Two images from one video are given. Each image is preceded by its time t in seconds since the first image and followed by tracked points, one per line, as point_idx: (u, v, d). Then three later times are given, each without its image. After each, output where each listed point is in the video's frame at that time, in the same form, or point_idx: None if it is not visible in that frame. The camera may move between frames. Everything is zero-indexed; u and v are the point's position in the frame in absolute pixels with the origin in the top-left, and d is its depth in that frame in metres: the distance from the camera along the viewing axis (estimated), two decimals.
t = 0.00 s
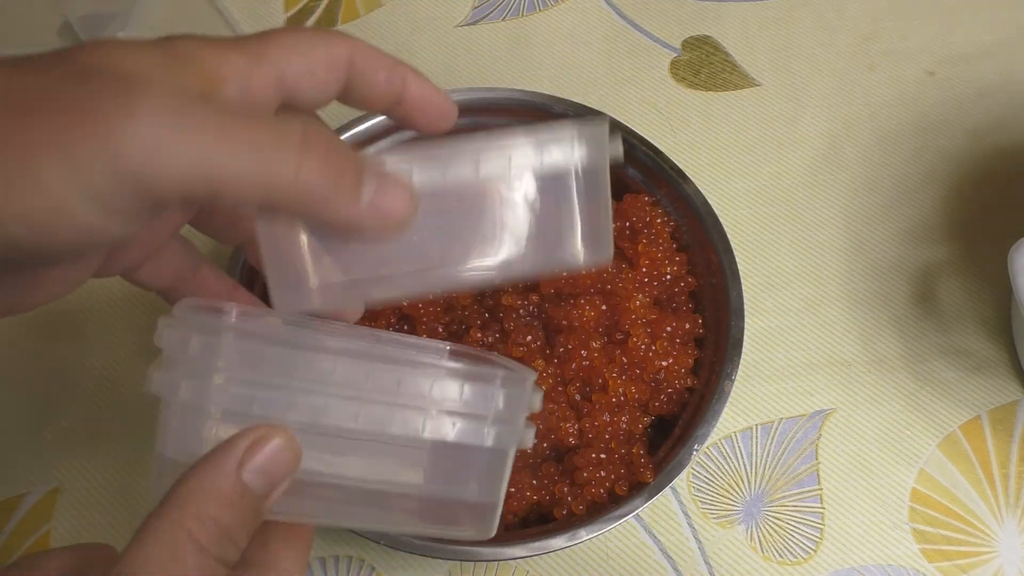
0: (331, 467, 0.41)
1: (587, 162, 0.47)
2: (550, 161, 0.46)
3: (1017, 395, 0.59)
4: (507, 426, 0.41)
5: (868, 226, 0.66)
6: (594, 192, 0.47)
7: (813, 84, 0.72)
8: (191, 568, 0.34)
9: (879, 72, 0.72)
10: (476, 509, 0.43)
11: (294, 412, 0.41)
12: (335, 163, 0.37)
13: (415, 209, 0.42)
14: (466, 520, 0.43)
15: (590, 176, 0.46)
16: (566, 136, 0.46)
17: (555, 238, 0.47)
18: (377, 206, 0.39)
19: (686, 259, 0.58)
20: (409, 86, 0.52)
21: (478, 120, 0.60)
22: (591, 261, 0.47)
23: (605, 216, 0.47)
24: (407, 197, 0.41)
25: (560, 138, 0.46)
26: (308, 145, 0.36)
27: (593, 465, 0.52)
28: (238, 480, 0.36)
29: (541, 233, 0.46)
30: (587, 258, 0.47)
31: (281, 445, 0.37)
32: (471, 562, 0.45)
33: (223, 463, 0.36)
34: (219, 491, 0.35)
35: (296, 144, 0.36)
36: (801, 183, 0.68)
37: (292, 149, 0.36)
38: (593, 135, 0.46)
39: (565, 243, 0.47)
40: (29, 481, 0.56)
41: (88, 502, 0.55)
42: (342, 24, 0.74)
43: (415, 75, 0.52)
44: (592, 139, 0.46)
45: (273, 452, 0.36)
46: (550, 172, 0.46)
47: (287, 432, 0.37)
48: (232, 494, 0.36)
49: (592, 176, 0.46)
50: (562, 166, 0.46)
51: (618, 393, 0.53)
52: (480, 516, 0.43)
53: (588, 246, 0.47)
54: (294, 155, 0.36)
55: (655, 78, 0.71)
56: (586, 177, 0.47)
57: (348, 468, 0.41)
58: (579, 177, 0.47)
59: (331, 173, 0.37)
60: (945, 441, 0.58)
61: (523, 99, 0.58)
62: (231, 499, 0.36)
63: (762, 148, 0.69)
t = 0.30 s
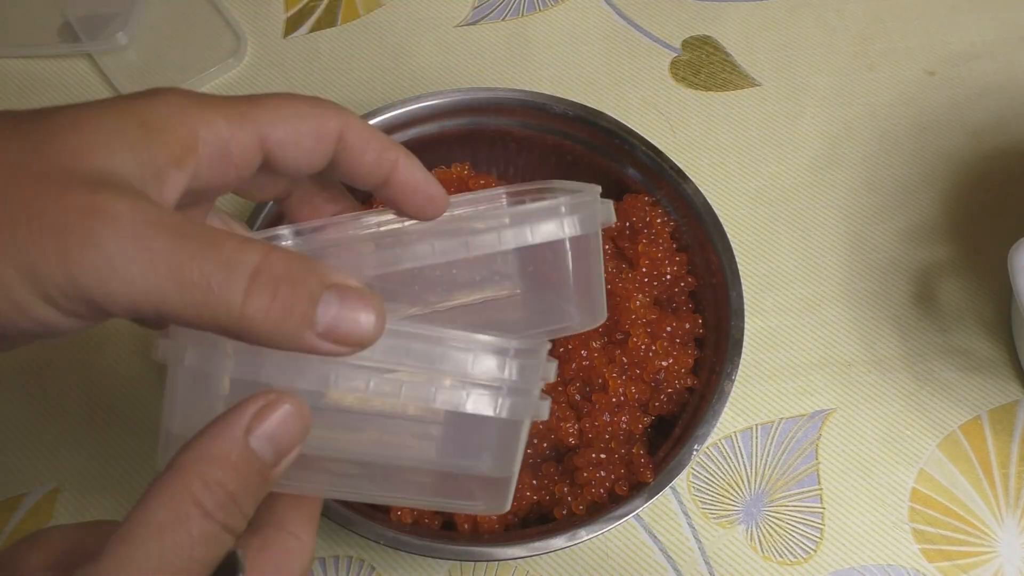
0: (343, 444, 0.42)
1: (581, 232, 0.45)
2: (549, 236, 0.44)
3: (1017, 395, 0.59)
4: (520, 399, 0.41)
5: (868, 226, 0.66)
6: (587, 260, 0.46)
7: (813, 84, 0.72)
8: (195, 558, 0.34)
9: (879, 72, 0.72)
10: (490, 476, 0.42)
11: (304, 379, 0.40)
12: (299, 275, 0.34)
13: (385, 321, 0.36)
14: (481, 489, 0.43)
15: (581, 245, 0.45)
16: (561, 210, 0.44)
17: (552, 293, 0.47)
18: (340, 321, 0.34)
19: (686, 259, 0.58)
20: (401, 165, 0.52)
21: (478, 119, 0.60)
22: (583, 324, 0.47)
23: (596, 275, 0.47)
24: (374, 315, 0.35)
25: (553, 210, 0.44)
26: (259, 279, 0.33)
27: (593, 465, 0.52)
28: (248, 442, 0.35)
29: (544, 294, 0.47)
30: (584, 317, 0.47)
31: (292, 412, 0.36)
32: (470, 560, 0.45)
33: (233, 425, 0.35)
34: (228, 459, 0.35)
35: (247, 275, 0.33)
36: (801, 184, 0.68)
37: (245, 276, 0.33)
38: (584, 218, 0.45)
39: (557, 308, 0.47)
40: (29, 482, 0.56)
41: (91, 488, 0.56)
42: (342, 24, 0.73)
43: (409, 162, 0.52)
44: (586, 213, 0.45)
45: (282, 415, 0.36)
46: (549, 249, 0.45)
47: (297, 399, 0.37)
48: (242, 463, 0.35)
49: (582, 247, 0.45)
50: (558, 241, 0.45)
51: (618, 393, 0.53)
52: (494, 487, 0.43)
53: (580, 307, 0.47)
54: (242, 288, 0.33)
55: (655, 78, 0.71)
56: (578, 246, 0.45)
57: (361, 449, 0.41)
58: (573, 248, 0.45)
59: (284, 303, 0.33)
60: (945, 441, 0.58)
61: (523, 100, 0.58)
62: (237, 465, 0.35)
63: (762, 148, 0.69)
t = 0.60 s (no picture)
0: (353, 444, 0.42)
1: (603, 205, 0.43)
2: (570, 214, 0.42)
3: (1017, 395, 0.59)
4: (534, 396, 0.41)
5: (869, 226, 0.66)
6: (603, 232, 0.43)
7: (813, 84, 0.72)
8: (211, 559, 0.34)
9: (879, 72, 0.72)
10: (503, 475, 0.43)
11: (318, 392, 0.40)
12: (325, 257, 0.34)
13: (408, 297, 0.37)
14: (494, 480, 0.43)
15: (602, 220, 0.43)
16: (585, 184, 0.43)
17: (569, 274, 0.43)
18: (367, 296, 0.36)
19: (686, 259, 0.58)
20: (415, 143, 0.52)
21: (478, 120, 0.60)
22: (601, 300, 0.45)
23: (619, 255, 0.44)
24: (400, 291, 0.37)
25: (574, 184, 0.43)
26: (293, 259, 0.34)
27: (593, 465, 0.52)
28: (270, 451, 0.36)
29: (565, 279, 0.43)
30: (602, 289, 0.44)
31: (312, 425, 0.37)
32: (469, 560, 0.45)
33: (254, 436, 0.36)
34: (250, 467, 0.35)
35: (282, 254, 0.33)
36: (801, 184, 0.68)
37: (279, 257, 0.33)
38: (606, 193, 0.43)
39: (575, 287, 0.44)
40: (30, 481, 0.56)
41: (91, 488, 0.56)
42: (341, 24, 0.73)
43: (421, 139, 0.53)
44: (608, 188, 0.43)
45: (304, 428, 0.37)
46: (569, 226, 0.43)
47: (318, 415, 0.38)
48: (261, 471, 0.36)
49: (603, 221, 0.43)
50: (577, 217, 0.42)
51: (618, 393, 0.53)
52: (510, 480, 0.43)
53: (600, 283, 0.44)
54: (274, 270, 0.33)
55: (655, 78, 0.71)
56: (599, 222, 0.43)
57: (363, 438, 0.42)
58: (593, 224, 0.43)
59: (315, 280, 0.34)
60: (945, 441, 0.58)
61: (524, 100, 0.58)
62: (258, 474, 0.36)
63: (762, 148, 0.69)
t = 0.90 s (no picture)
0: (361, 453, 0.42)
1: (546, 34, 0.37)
2: (515, 10, 0.36)
3: (1017, 395, 0.59)
4: (548, 458, 0.40)
5: (869, 226, 0.66)
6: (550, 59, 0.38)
7: (813, 85, 0.72)
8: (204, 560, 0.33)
9: (879, 72, 0.72)
10: (519, 499, 0.42)
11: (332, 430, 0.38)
12: None
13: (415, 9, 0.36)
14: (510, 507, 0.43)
15: (548, 44, 0.37)
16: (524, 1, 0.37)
17: (519, 100, 0.39)
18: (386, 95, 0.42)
19: (686, 259, 0.58)
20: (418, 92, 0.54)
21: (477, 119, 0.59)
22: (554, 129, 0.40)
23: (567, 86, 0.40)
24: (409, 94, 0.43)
25: None
26: None
27: (593, 465, 0.52)
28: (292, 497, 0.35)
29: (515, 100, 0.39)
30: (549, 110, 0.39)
31: (332, 465, 0.36)
32: (469, 561, 0.45)
33: (276, 471, 0.35)
34: (268, 508, 0.35)
35: None
36: (801, 183, 0.68)
37: None
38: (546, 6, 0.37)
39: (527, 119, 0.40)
40: (29, 480, 0.56)
41: (98, 504, 0.55)
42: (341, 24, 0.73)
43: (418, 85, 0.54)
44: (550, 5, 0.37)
45: (328, 471, 0.36)
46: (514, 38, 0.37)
47: (336, 455, 0.37)
48: (279, 512, 0.35)
49: (545, 45, 0.37)
50: (530, 33, 0.36)
51: (618, 393, 0.53)
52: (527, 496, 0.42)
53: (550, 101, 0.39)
54: None
55: (655, 78, 0.71)
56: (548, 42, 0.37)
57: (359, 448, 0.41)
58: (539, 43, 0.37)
59: None
60: (945, 441, 0.58)
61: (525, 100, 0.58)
62: (275, 514, 0.35)
63: (762, 148, 0.69)
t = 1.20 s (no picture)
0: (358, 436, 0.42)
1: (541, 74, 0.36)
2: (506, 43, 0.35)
3: (1017, 395, 0.59)
4: (540, 427, 0.40)
5: (868, 226, 0.66)
6: (547, 103, 0.37)
7: (813, 85, 0.72)
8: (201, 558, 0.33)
9: (879, 72, 0.72)
10: (514, 472, 0.42)
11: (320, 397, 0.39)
12: None
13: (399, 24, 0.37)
14: (500, 475, 0.42)
15: (543, 85, 0.36)
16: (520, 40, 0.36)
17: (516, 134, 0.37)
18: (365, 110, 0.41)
19: (686, 259, 0.58)
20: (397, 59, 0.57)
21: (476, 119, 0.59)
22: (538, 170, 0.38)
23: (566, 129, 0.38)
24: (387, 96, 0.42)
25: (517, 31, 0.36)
26: None
27: (593, 465, 0.52)
28: (266, 459, 0.35)
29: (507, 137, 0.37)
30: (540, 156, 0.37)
31: (309, 429, 0.36)
32: (470, 561, 0.45)
33: (249, 436, 0.34)
34: (240, 471, 0.34)
35: None
36: (801, 183, 0.68)
37: None
38: (547, 46, 0.36)
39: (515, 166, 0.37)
40: (28, 480, 0.56)
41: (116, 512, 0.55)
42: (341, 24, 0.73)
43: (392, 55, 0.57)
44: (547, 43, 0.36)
45: (302, 434, 0.35)
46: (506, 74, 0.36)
47: (317, 419, 0.37)
48: (254, 476, 0.35)
49: (539, 81, 0.36)
50: (520, 68, 0.36)
51: (618, 393, 0.53)
52: (518, 464, 0.41)
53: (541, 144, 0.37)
54: None
55: (655, 78, 0.71)
56: (542, 77, 0.36)
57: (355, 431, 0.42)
58: (533, 82, 0.36)
59: None
60: (945, 441, 0.58)
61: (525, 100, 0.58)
62: (250, 477, 0.35)
63: (763, 149, 0.69)
